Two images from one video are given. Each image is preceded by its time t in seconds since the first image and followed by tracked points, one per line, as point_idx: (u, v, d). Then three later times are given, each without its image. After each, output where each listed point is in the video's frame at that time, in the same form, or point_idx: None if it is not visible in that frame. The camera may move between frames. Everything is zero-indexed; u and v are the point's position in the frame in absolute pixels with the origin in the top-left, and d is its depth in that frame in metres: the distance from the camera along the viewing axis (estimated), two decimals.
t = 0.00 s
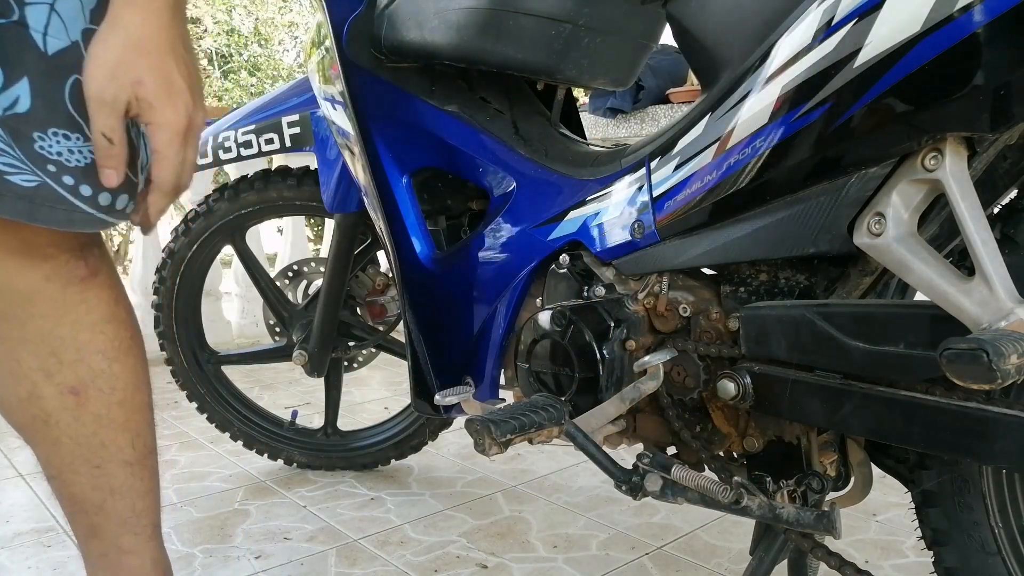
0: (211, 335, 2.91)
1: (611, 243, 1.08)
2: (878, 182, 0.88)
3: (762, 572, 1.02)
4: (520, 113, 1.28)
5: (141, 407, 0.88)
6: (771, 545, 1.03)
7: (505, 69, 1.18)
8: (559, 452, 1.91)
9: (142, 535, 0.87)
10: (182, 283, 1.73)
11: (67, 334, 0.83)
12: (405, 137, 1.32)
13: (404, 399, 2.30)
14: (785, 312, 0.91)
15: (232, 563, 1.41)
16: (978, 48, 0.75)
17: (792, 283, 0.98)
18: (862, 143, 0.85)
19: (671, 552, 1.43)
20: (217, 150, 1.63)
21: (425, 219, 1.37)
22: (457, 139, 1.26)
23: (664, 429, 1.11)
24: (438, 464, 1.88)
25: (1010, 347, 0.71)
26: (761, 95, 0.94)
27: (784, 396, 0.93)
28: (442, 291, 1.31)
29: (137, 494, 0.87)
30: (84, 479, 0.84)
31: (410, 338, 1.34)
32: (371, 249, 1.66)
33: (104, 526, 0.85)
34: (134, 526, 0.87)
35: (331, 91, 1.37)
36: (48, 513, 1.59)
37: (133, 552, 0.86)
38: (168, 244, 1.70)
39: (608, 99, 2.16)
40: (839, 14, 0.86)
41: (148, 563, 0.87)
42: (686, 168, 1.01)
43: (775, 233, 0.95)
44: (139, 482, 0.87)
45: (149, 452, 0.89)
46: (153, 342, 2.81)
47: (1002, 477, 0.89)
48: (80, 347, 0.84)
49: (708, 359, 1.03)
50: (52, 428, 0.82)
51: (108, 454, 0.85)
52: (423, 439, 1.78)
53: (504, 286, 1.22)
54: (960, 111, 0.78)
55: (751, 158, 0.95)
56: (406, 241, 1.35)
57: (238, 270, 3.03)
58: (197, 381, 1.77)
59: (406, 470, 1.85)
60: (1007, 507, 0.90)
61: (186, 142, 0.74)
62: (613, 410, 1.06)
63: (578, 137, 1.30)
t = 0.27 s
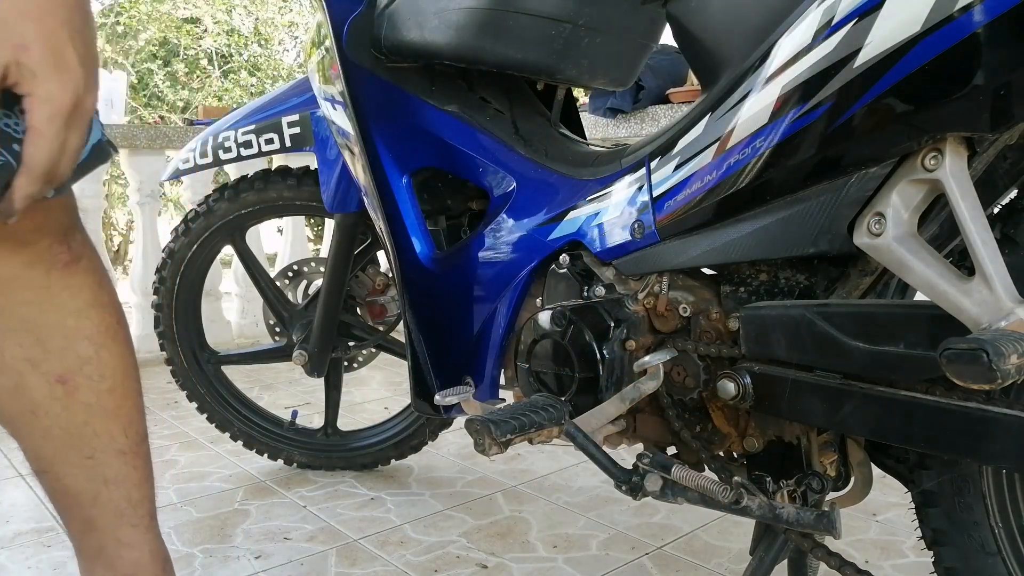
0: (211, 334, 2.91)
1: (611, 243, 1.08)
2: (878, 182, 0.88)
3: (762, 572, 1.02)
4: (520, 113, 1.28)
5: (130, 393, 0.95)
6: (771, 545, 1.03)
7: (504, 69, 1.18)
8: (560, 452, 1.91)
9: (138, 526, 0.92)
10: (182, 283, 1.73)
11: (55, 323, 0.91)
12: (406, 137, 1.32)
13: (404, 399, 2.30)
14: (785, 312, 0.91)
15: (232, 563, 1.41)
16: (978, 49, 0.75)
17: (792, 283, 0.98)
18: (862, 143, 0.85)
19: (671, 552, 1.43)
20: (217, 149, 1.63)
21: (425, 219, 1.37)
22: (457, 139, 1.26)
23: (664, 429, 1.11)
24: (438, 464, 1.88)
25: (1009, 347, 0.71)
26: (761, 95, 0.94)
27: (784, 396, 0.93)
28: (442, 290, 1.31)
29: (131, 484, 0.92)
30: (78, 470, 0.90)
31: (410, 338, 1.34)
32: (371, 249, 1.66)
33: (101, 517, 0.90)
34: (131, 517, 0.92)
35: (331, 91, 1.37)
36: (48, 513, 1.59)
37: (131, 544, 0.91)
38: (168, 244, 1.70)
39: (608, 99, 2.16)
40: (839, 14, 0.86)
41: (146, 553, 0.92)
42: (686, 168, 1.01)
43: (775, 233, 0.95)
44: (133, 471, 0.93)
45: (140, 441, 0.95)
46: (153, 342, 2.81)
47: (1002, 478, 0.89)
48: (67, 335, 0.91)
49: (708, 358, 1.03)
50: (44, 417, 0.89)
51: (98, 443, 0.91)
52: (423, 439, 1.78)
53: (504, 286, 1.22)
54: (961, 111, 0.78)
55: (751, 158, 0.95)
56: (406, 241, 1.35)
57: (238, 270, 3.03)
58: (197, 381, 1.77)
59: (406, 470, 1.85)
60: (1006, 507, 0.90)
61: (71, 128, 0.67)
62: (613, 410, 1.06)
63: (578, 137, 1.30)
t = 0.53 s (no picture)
0: (211, 334, 2.91)
1: (611, 243, 1.08)
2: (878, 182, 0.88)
3: (762, 572, 1.02)
4: (520, 113, 1.28)
5: (129, 390, 0.96)
6: (771, 544, 1.03)
7: (504, 69, 1.18)
8: (560, 452, 1.91)
9: (142, 524, 0.94)
10: (182, 283, 1.73)
11: (50, 319, 0.93)
12: (405, 137, 1.32)
13: (404, 399, 2.30)
14: (785, 312, 0.91)
15: (232, 563, 1.41)
16: (978, 49, 0.75)
17: (792, 283, 0.98)
18: (862, 143, 0.85)
19: (670, 552, 1.43)
20: (218, 149, 1.63)
21: (425, 219, 1.37)
22: (457, 139, 1.26)
23: (664, 429, 1.11)
24: (438, 464, 1.88)
25: (1010, 347, 0.71)
26: (761, 95, 0.94)
27: (784, 396, 0.93)
28: (442, 291, 1.31)
29: (131, 482, 0.94)
30: (77, 468, 0.92)
31: (410, 338, 1.34)
32: (371, 249, 1.66)
33: (101, 515, 0.92)
34: (133, 514, 0.94)
35: (331, 91, 1.37)
36: (48, 513, 1.59)
37: (133, 541, 0.93)
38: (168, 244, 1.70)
39: (608, 99, 2.16)
40: (839, 14, 0.86)
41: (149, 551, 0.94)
42: (686, 168, 1.01)
43: (776, 233, 0.95)
44: (133, 468, 0.94)
45: (141, 439, 0.96)
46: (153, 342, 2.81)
47: (1002, 478, 0.89)
48: (63, 331, 0.94)
49: (708, 358, 1.03)
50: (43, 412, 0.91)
51: (94, 441, 0.92)
52: (423, 439, 1.78)
53: (504, 286, 1.22)
54: (961, 112, 0.78)
55: (751, 158, 0.95)
56: (405, 241, 1.35)
57: (239, 270, 3.03)
58: (197, 381, 1.77)
59: (406, 470, 1.85)
60: (1006, 506, 0.89)
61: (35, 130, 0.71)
62: (613, 410, 1.06)
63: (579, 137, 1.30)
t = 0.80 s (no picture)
0: (211, 334, 2.90)
1: (610, 243, 1.08)
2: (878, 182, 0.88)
3: (762, 572, 1.02)
4: (520, 114, 1.28)
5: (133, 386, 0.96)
6: (771, 544, 1.03)
7: (504, 69, 1.18)
8: (560, 452, 1.91)
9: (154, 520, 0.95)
10: (182, 283, 1.73)
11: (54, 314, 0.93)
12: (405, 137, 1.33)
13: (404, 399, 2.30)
14: (785, 312, 0.91)
15: (232, 563, 1.41)
16: (979, 49, 0.75)
17: (792, 283, 0.98)
18: (862, 143, 0.85)
19: (670, 552, 1.43)
20: (217, 150, 1.63)
21: (425, 219, 1.37)
22: (456, 139, 1.27)
23: (664, 429, 1.11)
24: (438, 464, 1.88)
25: (1010, 347, 0.71)
26: (761, 95, 0.94)
27: (784, 396, 0.93)
28: (442, 291, 1.31)
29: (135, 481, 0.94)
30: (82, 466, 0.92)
31: (410, 338, 1.34)
32: (371, 249, 1.66)
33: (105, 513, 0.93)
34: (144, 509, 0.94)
35: (331, 91, 1.37)
36: (48, 513, 1.59)
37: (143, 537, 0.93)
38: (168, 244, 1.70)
39: (608, 99, 2.16)
40: (839, 14, 0.86)
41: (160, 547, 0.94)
42: (686, 168, 1.01)
43: (776, 233, 0.95)
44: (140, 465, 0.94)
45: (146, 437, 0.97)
46: (153, 342, 2.81)
47: (1002, 478, 0.89)
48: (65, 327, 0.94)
49: (708, 359, 1.02)
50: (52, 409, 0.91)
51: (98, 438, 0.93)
52: (423, 439, 1.77)
53: (504, 286, 1.22)
54: (961, 112, 0.78)
55: (751, 158, 0.95)
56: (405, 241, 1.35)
57: (238, 270, 3.03)
58: (197, 381, 1.77)
59: (406, 470, 1.85)
60: (1006, 506, 0.90)
61: None
62: (613, 410, 1.06)
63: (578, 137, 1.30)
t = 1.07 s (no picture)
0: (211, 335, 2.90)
1: (610, 243, 1.08)
2: (877, 182, 0.88)
3: (762, 572, 1.02)
4: (520, 114, 1.28)
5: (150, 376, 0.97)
6: (770, 544, 1.03)
7: (504, 69, 1.18)
8: (560, 452, 1.91)
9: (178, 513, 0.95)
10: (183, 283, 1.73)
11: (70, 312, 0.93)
12: (405, 137, 1.33)
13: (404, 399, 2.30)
14: (785, 312, 0.91)
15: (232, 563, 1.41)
16: (978, 49, 0.75)
17: (793, 283, 0.98)
18: (862, 142, 0.85)
19: (670, 552, 1.43)
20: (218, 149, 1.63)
21: (425, 219, 1.37)
22: (456, 139, 1.27)
23: (664, 429, 1.12)
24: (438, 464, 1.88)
25: (1010, 347, 0.71)
26: (760, 95, 0.94)
27: (784, 396, 0.93)
28: (442, 291, 1.31)
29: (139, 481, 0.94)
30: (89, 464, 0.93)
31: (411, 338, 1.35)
32: (371, 249, 1.66)
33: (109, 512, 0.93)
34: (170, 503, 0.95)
35: (331, 91, 1.36)
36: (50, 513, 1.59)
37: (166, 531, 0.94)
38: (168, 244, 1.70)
39: (608, 99, 2.16)
40: (840, 14, 0.86)
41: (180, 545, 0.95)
42: (686, 168, 1.01)
43: (776, 233, 0.95)
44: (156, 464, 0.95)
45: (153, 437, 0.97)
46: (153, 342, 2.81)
47: (1003, 478, 0.89)
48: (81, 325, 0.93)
49: (708, 358, 1.03)
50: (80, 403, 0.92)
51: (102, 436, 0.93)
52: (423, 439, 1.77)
53: (503, 286, 1.22)
54: (961, 112, 0.78)
55: (751, 158, 0.94)
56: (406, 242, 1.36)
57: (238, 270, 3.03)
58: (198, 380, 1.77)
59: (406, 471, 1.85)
60: (1006, 507, 0.89)
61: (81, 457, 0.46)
62: (612, 410, 1.05)
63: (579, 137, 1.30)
